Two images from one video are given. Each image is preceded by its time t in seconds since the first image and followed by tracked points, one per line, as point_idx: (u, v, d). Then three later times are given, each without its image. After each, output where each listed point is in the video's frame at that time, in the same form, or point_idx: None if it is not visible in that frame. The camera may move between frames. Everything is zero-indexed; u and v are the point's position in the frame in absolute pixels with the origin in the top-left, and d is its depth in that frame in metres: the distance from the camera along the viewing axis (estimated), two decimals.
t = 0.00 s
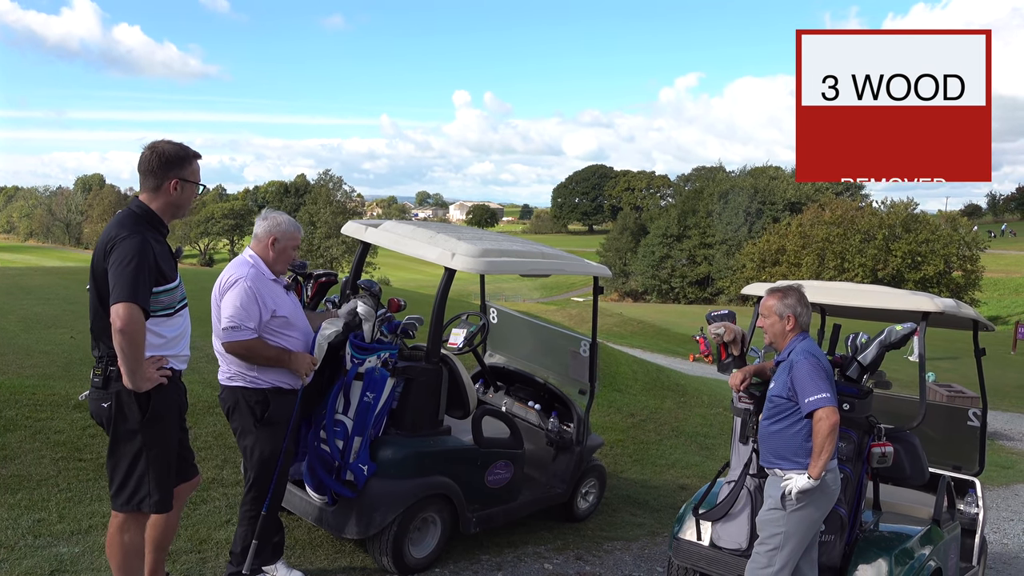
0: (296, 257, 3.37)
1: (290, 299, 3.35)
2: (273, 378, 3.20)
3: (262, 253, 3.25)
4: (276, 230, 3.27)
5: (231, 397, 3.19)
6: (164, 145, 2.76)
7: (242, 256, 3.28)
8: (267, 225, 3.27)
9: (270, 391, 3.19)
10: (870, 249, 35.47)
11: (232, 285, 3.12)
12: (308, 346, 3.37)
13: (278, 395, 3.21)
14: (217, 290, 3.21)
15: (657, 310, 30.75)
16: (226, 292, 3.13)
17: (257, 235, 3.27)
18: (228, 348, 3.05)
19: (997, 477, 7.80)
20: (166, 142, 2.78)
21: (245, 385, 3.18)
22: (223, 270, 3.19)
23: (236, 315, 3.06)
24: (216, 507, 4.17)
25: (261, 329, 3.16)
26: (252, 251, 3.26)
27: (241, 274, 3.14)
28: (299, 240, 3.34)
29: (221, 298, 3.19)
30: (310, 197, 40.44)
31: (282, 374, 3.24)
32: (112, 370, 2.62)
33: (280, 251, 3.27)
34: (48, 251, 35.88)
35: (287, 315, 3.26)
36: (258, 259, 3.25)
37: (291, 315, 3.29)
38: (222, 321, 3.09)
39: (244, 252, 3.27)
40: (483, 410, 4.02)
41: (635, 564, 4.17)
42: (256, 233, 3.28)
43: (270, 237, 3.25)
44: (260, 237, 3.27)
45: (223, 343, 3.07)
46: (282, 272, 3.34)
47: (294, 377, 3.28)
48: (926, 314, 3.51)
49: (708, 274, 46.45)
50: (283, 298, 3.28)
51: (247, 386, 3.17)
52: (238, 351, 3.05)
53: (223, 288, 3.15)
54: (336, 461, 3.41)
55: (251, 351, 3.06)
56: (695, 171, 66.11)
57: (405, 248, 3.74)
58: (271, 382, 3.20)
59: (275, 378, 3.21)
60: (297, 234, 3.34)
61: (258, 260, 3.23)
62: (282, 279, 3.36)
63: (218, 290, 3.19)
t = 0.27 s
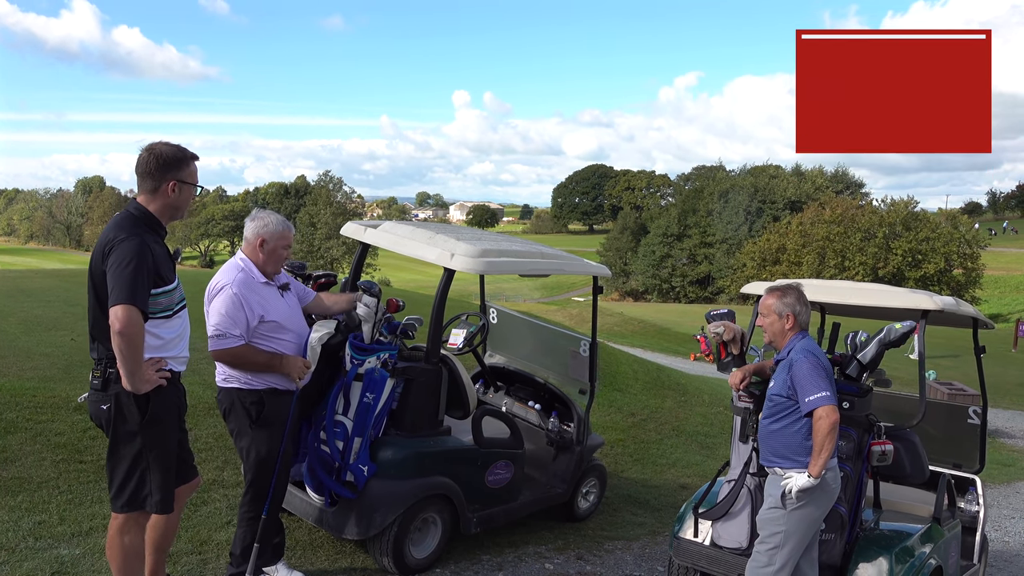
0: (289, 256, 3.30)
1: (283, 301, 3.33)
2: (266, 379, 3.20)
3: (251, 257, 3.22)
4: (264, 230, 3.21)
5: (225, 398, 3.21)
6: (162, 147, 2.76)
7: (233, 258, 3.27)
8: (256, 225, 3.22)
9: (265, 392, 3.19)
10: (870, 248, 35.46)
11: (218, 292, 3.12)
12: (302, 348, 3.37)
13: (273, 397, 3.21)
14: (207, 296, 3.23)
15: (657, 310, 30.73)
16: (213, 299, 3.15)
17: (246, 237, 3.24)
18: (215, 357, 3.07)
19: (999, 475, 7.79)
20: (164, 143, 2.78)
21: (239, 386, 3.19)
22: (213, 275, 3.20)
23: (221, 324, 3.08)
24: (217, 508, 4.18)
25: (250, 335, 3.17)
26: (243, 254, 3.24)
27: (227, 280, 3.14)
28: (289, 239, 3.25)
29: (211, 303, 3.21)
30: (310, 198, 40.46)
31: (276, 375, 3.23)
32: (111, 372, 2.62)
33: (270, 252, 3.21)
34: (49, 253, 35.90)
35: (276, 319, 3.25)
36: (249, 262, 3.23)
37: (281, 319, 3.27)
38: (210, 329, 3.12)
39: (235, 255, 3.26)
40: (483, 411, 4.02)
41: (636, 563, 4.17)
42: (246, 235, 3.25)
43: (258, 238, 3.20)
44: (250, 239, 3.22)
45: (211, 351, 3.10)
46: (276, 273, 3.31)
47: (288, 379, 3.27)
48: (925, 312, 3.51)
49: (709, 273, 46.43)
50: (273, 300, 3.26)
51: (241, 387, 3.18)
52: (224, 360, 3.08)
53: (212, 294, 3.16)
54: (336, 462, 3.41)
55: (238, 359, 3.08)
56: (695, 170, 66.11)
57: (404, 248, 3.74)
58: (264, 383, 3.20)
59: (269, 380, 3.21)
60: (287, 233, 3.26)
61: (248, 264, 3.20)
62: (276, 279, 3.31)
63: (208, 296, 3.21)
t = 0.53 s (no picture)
0: (282, 258, 3.30)
1: (279, 303, 3.32)
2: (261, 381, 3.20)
3: (244, 260, 3.22)
4: (256, 233, 3.22)
5: (222, 399, 3.22)
6: (162, 147, 2.76)
7: (228, 262, 3.28)
8: (249, 228, 3.23)
9: (260, 392, 3.19)
10: (871, 248, 35.45)
11: (210, 299, 3.14)
12: (298, 350, 3.34)
13: (268, 397, 3.20)
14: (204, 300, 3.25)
15: (658, 310, 30.70)
16: (207, 305, 3.16)
17: (239, 240, 3.24)
18: (208, 363, 3.09)
19: (1000, 475, 7.78)
20: (164, 143, 2.79)
21: (236, 387, 3.19)
22: (207, 280, 3.21)
23: (212, 331, 3.09)
24: (218, 508, 4.18)
25: (244, 339, 3.17)
26: (236, 258, 3.24)
27: (219, 286, 3.14)
28: (282, 242, 3.27)
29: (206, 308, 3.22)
30: (311, 198, 40.49)
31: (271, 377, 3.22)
32: (112, 372, 2.63)
33: (263, 254, 3.21)
34: (50, 253, 35.93)
35: (270, 322, 3.23)
36: (242, 265, 3.23)
37: (275, 321, 3.26)
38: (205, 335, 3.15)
39: (229, 259, 3.27)
40: (484, 411, 4.02)
41: (637, 563, 4.17)
42: (238, 238, 3.25)
43: (250, 241, 3.20)
44: (242, 242, 3.23)
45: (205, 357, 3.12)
46: (271, 274, 3.30)
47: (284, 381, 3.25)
48: (927, 312, 3.51)
49: (710, 273, 46.40)
50: (267, 303, 3.25)
51: (238, 387, 3.18)
52: (218, 366, 3.09)
53: (205, 300, 3.18)
54: (336, 462, 3.41)
55: (231, 365, 3.08)
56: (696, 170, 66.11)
57: (405, 248, 3.75)
58: (260, 384, 3.19)
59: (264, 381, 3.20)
60: (279, 236, 3.26)
61: (242, 267, 3.21)
62: (271, 281, 3.31)
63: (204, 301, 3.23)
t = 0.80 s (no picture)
0: (285, 257, 3.29)
1: (281, 302, 3.32)
2: (263, 380, 3.21)
3: (247, 259, 3.22)
4: (259, 232, 3.21)
5: (221, 397, 3.21)
6: (161, 147, 2.76)
7: (231, 261, 3.28)
8: (252, 227, 3.22)
9: (261, 391, 3.19)
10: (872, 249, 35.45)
11: (214, 297, 3.14)
12: (300, 349, 3.34)
13: (268, 397, 3.21)
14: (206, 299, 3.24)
15: (659, 311, 30.70)
16: (211, 304, 3.15)
17: (242, 239, 3.24)
18: (213, 362, 3.09)
19: (1001, 476, 7.78)
20: (162, 143, 2.79)
21: (237, 385, 3.18)
22: (210, 279, 3.21)
23: (217, 330, 3.09)
24: (219, 508, 4.18)
25: (248, 338, 3.17)
26: (239, 257, 3.24)
27: (224, 285, 3.15)
28: (285, 241, 3.25)
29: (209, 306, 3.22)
30: (312, 198, 40.52)
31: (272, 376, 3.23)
32: (113, 373, 2.63)
33: (265, 253, 3.21)
34: (51, 253, 35.95)
35: (274, 320, 3.24)
36: (245, 264, 3.23)
37: (278, 320, 3.26)
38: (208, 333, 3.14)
39: (232, 258, 3.26)
40: (485, 411, 4.03)
41: (638, 564, 4.17)
42: (241, 237, 3.24)
43: (253, 240, 3.20)
44: (245, 241, 3.22)
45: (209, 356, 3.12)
46: (273, 273, 3.30)
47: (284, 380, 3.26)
48: (927, 313, 3.51)
49: (710, 274, 46.39)
50: (270, 302, 3.25)
51: (238, 386, 3.18)
52: (221, 364, 3.09)
53: (208, 299, 3.18)
54: (338, 462, 3.42)
55: (235, 363, 3.08)
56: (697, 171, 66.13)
57: (406, 249, 3.74)
58: (261, 383, 3.20)
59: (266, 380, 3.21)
60: (282, 234, 3.24)
61: (244, 266, 3.20)
62: (273, 280, 3.31)
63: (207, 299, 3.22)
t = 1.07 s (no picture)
0: (282, 257, 3.30)
1: (281, 302, 3.32)
2: (265, 380, 3.21)
3: (246, 259, 3.21)
4: (255, 232, 3.22)
5: (224, 397, 3.21)
6: (160, 146, 2.76)
7: (229, 262, 3.27)
8: (248, 228, 3.23)
9: (264, 392, 3.20)
10: (872, 249, 35.47)
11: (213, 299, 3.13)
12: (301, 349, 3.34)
13: (271, 398, 3.21)
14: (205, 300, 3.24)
15: (659, 310, 30.71)
16: (210, 305, 3.15)
17: (239, 239, 3.23)
18: (214, 363, 3.09)
19: (1001, 476, 7.79)
20: (161, 143, 2.79)
21: (239, 386, 3.18)
22: (208, 280, 3.20)
23: (217, 331, 3.08)
24: (219, 508, 4.18)
25: (249, 339, 3.17)
26: (237, 257, 3.23)
27: (223, 286, 3.14)
28: (281, 240, 3.26)
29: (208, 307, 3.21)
30: (312, 197, 40.53)
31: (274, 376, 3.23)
32: (113, 372, 2.63)
33: (262, 253, 3.21)
34: (51, 252, 35.93)
35: (274, 321, 3.24)
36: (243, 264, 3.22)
37: (278, 321, 3.26)
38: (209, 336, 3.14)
39: (229, 260, 3.26)
40: (485, 411, 4.03)
41: (637, 563, 4.17)
42: (238, 238, 3.24)
43: (250, 241, 3.20)
44: (242, 242, 3.22)
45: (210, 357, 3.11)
46: (271, 273, 3.30)
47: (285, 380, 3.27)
48: (927, 313, 3.51)
49: (710, 274, 46.40)
50: (270, 302, 3.25)
51: (241, 387, 3.18)
52: (223, 365, 3.09)
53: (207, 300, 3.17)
54: (338, 462, 3.42)
55: (237, 364, 3.09)
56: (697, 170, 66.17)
57: (406, 248, 3.74)
58: (264, 383, 3.20)
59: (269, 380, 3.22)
60: (278, 234, 3.25)
61: (243, 266, 3.20)
62: (270, 280, 3.32)
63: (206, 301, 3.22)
